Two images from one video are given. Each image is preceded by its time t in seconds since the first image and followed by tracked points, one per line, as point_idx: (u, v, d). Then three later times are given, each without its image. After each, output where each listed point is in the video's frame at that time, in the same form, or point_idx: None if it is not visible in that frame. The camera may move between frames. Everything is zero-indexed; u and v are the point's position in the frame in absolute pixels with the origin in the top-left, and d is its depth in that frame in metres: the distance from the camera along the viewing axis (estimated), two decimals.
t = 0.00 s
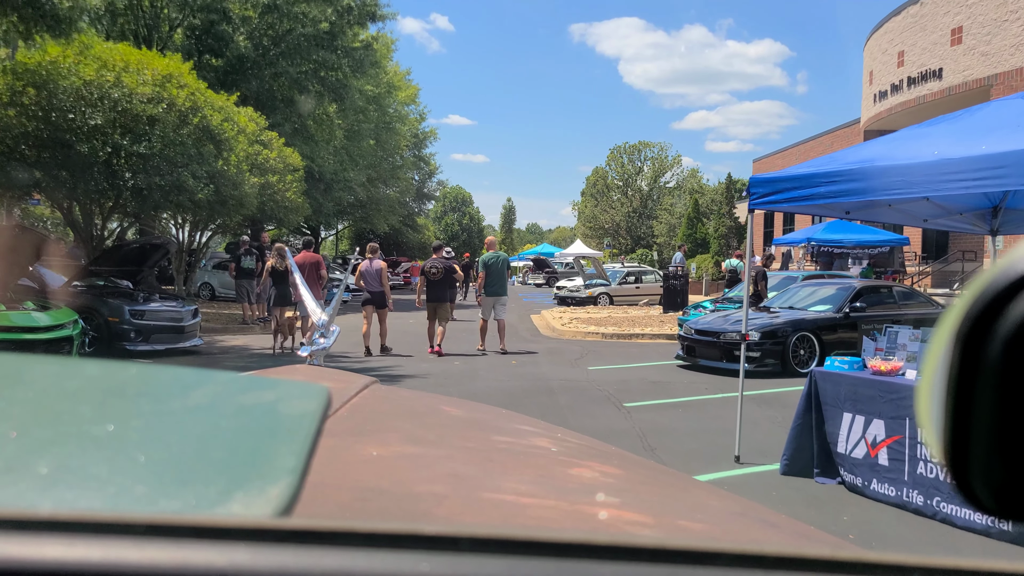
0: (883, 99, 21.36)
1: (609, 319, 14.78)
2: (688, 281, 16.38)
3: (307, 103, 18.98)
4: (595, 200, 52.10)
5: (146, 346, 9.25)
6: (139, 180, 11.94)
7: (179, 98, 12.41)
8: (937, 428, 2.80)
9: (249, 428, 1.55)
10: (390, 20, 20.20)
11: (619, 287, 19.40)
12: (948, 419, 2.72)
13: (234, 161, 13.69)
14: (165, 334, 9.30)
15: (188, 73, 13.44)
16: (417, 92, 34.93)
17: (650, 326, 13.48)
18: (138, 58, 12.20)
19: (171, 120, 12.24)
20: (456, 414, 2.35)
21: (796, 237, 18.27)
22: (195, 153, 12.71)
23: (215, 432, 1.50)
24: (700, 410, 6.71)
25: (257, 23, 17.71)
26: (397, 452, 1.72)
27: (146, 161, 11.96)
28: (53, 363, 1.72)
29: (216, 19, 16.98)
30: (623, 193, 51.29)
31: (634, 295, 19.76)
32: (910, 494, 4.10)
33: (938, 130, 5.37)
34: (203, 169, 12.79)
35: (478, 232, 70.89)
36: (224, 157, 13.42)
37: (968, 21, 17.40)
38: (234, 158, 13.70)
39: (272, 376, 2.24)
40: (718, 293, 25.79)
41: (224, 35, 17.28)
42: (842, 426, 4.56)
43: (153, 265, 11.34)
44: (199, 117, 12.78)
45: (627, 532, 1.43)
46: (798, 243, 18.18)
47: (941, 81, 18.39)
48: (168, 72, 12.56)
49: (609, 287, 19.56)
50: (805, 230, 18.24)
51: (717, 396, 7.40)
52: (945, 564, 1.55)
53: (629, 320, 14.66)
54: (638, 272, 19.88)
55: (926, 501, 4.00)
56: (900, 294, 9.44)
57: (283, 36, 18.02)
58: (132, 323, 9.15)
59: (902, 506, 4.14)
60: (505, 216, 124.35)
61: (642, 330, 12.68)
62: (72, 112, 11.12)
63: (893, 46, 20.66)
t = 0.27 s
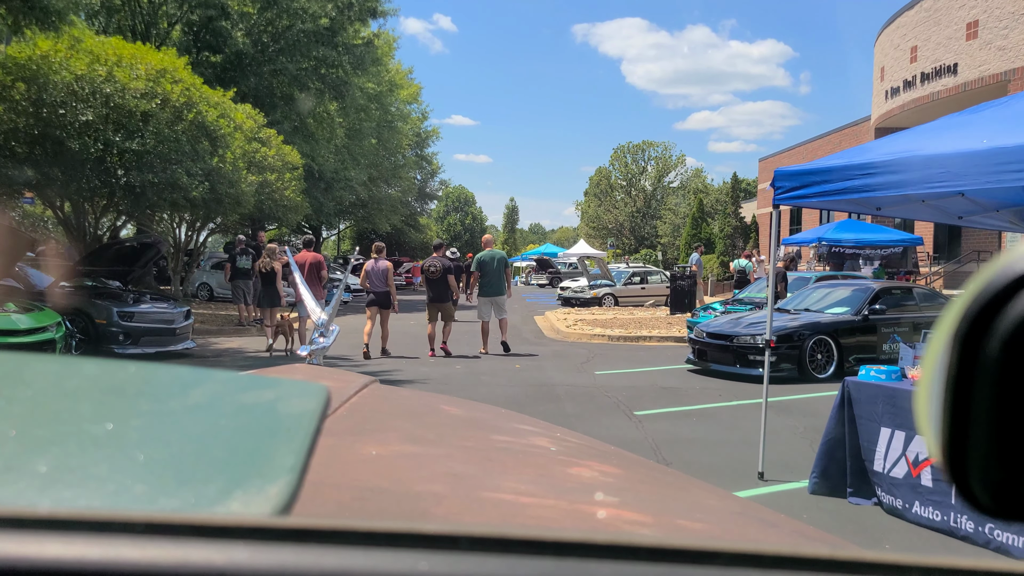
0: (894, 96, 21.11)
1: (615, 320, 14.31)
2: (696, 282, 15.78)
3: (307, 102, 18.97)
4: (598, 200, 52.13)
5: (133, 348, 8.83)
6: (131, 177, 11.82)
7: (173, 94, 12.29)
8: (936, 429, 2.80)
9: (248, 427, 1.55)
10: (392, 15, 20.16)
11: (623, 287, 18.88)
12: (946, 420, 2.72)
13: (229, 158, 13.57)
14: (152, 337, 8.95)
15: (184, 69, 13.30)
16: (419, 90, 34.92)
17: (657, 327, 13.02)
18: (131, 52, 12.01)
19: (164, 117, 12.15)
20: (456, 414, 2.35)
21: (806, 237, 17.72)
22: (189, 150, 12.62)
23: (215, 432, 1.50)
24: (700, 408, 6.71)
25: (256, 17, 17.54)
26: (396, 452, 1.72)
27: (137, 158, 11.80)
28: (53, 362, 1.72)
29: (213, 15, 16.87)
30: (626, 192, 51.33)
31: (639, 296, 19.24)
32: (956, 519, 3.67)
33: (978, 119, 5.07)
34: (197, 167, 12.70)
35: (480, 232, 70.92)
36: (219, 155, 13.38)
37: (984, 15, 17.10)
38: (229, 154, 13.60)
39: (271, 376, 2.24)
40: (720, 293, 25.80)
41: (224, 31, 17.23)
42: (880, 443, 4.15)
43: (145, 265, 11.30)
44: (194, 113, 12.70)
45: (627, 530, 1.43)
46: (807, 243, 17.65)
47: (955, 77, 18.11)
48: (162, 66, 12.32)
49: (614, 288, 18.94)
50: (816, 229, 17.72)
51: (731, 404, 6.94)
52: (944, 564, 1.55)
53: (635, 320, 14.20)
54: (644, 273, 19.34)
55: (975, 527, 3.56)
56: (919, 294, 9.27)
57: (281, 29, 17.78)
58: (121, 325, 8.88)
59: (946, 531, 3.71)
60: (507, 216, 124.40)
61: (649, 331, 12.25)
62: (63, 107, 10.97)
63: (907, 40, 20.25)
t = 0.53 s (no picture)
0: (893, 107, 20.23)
1: (621, 321, 13.87)
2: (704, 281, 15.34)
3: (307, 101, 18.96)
4: (601, 200, 52.13)
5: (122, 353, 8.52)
6: (123, 175, 11.82)
7: (167, 89, 12.12)
8: (937, 428, 2.79)
9: (249, 429, 1.55)
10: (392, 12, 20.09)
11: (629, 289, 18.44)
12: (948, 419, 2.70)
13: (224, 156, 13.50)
14: (142, 340, 8.64)
15: (178, 63, 13.11)
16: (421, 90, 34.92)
17: (664, 329, 12.60)
18: (124, 47, 11.90)
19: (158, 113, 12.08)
20: (456, 414, 2.35)
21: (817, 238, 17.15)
22: (183, 147, 12.53)
23: (215, 433, 1.50)
24: (701, 408, 6.71)
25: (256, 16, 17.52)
26: (397, 453, 1.72)
27: (128, 154, 11.79)
28: (54, 363, 1.72)
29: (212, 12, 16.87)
30: (629, 193, 51.32)
31: (644, 297, 18.73)
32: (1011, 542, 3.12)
33: None
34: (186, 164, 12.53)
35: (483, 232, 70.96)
36: (215, 152, 13.31)
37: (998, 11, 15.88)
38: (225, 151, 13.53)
39: (271, 376, 2.24)
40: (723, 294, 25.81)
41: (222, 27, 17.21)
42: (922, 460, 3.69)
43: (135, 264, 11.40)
44: (188, 109, 12.55)
45: (627, 532, 1.43)
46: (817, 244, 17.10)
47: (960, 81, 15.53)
48: (155, 61, 12.21)
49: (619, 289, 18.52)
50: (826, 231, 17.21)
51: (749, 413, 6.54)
52: (945, 565, 1.55)
53: (641, 322, 13.79)
54: (649, 273, 18.68)
55: None
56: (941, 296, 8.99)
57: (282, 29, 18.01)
58: (106, 327, 8.48)
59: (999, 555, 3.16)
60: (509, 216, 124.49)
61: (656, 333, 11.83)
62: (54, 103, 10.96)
63: (919, 35, 17.05)
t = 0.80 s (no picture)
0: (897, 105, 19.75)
1: (627, 323, 13.52)
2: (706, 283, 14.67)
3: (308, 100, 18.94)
4: (603, 200, 52.14)
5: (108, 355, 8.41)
6: (115, 173, 11.81)
7: (160, 84, 12.14)
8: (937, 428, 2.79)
9: (249, 429, 1.55)
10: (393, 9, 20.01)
11: (635, 291, 18.14)
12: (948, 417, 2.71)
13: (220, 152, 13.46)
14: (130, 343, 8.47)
15: (172, 59, 13.02)
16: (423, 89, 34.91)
17: (672, 331, 12.20)
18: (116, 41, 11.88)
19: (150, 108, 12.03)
20: (457, 415, 2.35)
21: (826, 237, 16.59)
22: (176, 143, 12.50)
23: (215, 433, 1.50)
24: (704, 407, 6.71)
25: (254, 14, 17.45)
26: (398, 453, 1.72)
27: (120, 151, 11.77)
28: (54, 363, 1.72)
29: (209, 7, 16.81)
30: (632, 192, 51.30)
31: (650, 299, 18.44)
32: None
33: None
34: (179, 160, 12.44)
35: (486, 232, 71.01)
36: (210, 149, 13.26)
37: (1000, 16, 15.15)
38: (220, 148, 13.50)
39: (271, 377, 2.24)
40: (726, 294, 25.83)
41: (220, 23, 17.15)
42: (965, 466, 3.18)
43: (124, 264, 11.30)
44: (181, 105, 12.54)
45: (626, 532, 1.43)
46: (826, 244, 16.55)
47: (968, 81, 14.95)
48: (147, 55, 12.21)
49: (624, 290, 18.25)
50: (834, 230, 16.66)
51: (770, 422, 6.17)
52: (945, 565, 1.55)
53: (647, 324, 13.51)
54: (654, 274, 18.46)
55: None
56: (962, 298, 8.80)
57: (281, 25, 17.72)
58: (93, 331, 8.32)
59: None
60: (511, 216, 124.54)
61: (664, 336, 11.45)
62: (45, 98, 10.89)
63: (932, 30, 16.29)
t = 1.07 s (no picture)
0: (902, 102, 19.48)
1: (633, 325, 13.16)
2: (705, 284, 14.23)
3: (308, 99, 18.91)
4: (605, 200, 52.12)
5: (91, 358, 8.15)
6: (105, 170, 11.83)
7: (151, 79, 12.08)
8: (936, 428, 2.78)
9: (248, 429, 1.55)
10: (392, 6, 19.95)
11: (639, 291, 17.96)
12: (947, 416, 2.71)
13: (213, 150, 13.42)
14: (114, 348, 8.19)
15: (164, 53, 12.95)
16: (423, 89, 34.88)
17: (679, 333, 11.82)
18: (105, 35, 11.82)
19: (141, 105, 12.01)
20: (456, 415, 2.35)
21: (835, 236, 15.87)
22: (168, 140, 12.52)
23: (214, 434, 1.50)
24: (705, 408, 6.70)
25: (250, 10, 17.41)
26: (397, 453, 1.72)
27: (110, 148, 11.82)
28: (53, 363, 1.72)
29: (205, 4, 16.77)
30: (634, 192, 51.28)
31: (655, 299, 18.21)
32: None
33: None
34: (167, 158, 12.45)
35: (487, 232, 71.00)
36: (202, 147, 13.27)
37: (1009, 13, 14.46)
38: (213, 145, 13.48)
39: (271, 377, 2.24)
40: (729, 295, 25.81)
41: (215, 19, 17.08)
42: None
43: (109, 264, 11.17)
44: (173, 100, 12.49)
45: (626, 533, 1.43)
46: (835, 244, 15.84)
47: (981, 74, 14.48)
48: (139, 49, 12.13)
49: (628, 291, 18.06)
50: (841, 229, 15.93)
51: (789, 431, 5.80)
52: (945, 566, 1.54)
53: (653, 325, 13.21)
54: (659, 275, 18.28)
55: None
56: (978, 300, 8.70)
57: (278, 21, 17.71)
58: (76, 335, 8.01)
59: None
60: (512, 216, 124.50)
61: (670, 338, 11.09)
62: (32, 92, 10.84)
63: (945, 25, 15.79)
